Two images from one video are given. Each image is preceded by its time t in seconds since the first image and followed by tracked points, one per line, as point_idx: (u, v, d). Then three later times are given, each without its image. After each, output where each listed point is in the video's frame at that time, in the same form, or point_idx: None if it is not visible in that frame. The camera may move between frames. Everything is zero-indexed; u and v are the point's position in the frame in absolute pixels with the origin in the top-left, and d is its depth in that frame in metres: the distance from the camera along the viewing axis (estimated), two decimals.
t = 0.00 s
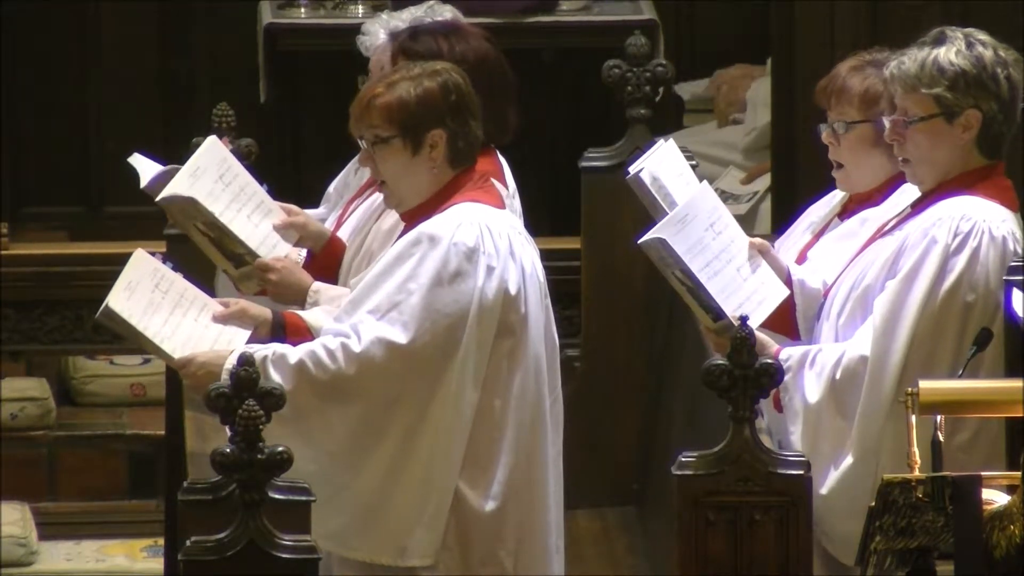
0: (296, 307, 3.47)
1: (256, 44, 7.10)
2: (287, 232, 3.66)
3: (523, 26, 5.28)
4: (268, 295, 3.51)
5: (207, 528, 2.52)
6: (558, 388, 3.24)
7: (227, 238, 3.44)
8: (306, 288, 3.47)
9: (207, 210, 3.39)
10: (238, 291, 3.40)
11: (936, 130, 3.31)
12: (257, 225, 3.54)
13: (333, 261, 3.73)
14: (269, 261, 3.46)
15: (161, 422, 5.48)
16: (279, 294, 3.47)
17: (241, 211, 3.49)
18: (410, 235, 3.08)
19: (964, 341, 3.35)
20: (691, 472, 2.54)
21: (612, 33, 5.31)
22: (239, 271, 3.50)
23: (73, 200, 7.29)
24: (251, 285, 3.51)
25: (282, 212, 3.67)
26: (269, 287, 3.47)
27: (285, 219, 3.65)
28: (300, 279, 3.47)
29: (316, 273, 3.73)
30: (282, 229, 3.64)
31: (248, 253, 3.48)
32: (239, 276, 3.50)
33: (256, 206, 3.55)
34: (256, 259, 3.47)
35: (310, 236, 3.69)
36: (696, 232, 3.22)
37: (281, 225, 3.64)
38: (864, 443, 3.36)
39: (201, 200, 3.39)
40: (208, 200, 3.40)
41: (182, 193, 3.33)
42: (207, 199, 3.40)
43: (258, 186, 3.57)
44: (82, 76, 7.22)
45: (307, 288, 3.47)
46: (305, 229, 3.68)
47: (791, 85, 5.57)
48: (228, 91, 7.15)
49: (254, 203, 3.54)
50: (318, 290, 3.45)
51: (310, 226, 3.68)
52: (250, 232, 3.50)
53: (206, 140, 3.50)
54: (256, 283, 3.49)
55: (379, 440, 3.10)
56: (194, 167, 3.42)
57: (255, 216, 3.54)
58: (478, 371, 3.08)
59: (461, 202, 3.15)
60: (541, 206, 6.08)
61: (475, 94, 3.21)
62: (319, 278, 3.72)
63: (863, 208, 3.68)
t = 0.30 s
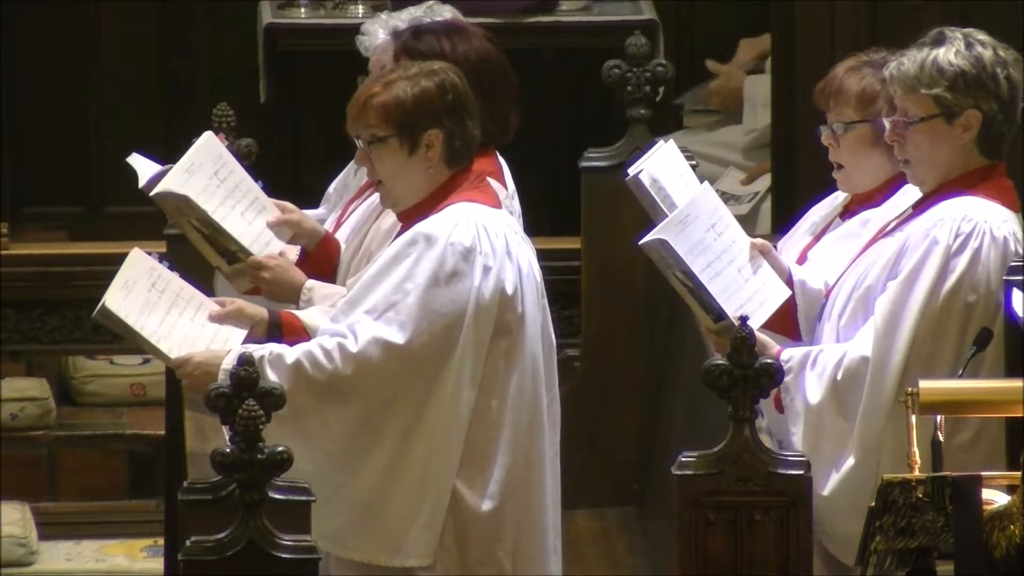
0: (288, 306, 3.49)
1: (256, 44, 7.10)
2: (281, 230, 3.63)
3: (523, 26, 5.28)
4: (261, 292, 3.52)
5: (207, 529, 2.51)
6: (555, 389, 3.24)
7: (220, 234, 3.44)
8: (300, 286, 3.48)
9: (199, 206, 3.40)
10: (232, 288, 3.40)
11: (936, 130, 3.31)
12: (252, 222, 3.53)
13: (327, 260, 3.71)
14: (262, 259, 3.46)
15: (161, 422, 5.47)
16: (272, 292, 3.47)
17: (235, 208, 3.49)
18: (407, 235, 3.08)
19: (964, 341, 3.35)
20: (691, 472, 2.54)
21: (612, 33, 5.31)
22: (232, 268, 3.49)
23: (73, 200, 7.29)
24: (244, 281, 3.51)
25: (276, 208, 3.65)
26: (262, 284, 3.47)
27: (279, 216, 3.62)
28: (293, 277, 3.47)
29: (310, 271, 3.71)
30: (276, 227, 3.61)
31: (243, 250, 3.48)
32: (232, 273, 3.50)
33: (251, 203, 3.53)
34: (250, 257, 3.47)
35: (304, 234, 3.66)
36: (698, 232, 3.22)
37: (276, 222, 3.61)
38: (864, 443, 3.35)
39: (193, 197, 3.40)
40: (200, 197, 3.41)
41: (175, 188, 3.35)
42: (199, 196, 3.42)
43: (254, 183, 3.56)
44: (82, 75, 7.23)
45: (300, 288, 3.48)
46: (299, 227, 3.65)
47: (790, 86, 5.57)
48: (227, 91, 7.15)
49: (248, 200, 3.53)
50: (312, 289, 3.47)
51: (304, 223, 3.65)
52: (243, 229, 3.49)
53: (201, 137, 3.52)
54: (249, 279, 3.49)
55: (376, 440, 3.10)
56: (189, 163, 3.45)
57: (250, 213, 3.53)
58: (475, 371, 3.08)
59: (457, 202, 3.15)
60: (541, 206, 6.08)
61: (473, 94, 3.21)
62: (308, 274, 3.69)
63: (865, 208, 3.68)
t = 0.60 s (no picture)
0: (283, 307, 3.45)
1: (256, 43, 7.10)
2: (276, 230, 3.63)
3: (523, 26, 5.28)
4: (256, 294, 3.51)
5: (204, 529, 2.55)
6: (553, 388, 3.24)
7: (214, 235, 3.45)
8: (293, 287, 3.45)
9: (193, 207, 3.41)
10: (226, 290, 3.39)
11: (935, 130, 3.31)
12: (248, 222, 3.54)
13: (323, 261, 3.67)
14: (256, 260, 3.45)
15: (161, 423, 5.52)
16: (267, 293, 3.46)
17: (230, 209, 3.51)
18: (405, 236, 3.07)
19: (964, 341, 3.36)
20: (691, 472, 2.54)
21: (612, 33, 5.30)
22: (226, 269, 3.50)
23: (73, 200, 7.30)
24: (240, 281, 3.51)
25: (272, 208, 3.65)
26: (257, 286, 3.46)
27: (275, 217, 3.63)
28: (288, 277, 3.45)
29: (305, 272, 3.66)
30: (271, 228, 3.62)
31: (237, 252, 3.48)
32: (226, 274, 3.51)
33: (246, 204, 3.55)
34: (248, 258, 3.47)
35: (300, 236, 3.63)
36: (699, 233, 3.21)
37: (270, 223, 3.62)
38: (865, 444, 3.35)
39: (189, 198, 3.41)
40: (196, 198, 3.42)
41: (170, 189, 3.37)
42: (194, 197, 3.43)
43: (249, 183, 3.57)
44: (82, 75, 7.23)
45: (293, 288, 3.44)
46: (295, 228, 3.63)
47: (789, 85, 5.57)
48: (227, 91, 7.15)
49: (244, 200, 3.55)
50: (306, 289, 3.41)
51: (300, 224, 3.63)
52: (239, 229, 3.51)
53: (197, 137, 3.53)
54: (244, 279, 3.49)
55: (375, 440, 3.09)
56: (184, 164, 3.45)
57: (246, 213, 3.54)
58: (473, 371, 3.08)
59: (455, 203, 3.16)
60: (541, 206, 6.08)
61: (466, 93, 3.21)
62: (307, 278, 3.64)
63: (868, 208, 3.69)
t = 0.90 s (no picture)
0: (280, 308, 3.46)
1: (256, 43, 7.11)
2: (275, 230, 3.63)
3: (523, 26, 5.29)
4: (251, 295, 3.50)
5: (207, 528, 2.54)
6: (551, 389, 3.24)
7: (210, 236, 3.44)
8: (289, 289, 3.46)
9: (189, 209, 3.42)
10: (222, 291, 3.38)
11: (934, 130, 3.32)
12: (246, 223, 3.54)
13: (320, 262, 3.67)
14: (252, 261, 3.44)
15: (161, 423, 5.48)
16: (263, 293, 3.45)
17: (228, 208, 3.50)
18: (402, 237, 3.08)
19: (964, 341, 3.35)
20: (691, 472, 2.53)
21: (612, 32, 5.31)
22: (223, 269, 3.48)
23: (73, 200, 7.32)
24: (236, 282, 3.49)
25: (271, 209, 3.65)
26: (253, 287, 3.45)
27: (273, 217, 3.62)
28: (283, 278, 3.45)
29: (303, 273, 3.66)
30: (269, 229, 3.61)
31: (232, 253, 3.47)
32: (223, 275, 3.48)
33: (244, 204, 3.55)
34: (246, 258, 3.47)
35: (298, 235, 3.63)
36: (698, 234, 3.22)
37: (269, 223, 3.61)
38: (865, 444, 3.35)
39: (185, 196, 3.42)
40: (193, 197, 3.43)
41: (167, 190, 3.37)
42: (190, 198, 3.43)
43: (247, 183, 3.58)
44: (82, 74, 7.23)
45: (291, 288, 3.45)
46: (293, 228, 3.63)
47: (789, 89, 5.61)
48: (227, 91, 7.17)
49: (242, 200, 3.55)
50: (301, 292, 3.42)
51: (297, 224, 3.63)
52: (236, 230, 3.50)
53: (197, 137, 3.53)
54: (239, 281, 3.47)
55: (373, 441, 3.09)
56: (182, 163, 3.46)
57: (243, 214, 3.54)
58: (472, 371, 3.08)
59: (452, 203, 3.16)
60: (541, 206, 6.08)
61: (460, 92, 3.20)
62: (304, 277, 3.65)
63: (871, 207, 3.69)
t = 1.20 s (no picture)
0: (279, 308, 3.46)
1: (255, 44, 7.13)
2: (275, 230, 3.63)
3: (524, 26, 5.29)
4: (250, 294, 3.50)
5: (207, 528, 2.54)
6: (549, 389, 3.24)
7: (210, 234, 3.44)
8: (289, 289, 3.46)
9: (189, 208, 3.42)
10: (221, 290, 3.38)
11: (931, 130, 3.32)
12: (246, 222, 3.54)
13: (320, 262, 3.66)
14: (251, 260, 3.44)
15: (161, 423, 5.48)
16: (263, 293, 3.46)
17: (229, 207, 3.50)
18: (398, 238, 3.07)
19: (964, 341, 3.35)
20: (692, 472, 2.53)
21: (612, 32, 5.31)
22: (223, 267, 3.48)
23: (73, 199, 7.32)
24: (236, 281, 3.49)
25: (272, 208, 3.64)
26: (252, 286, 3.46)
27: (274, 216, 3.61)
28: (283, 278, 3.46)
29: (302, 273, 3.65)
30: (270, 228, 3.61)
31: (231, 252, 3.47)
32: (224, 272, 3.49)
33: (244, 203, 3.55)
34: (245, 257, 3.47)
35: (299, 235, 3.63)
36: (695, 235, 3.21)
37: (269, 223, 3.61)
38: (864, 444, 3.35)
39: (185, 194, 3.42)
40: (194, 195, 3.43)
41: (168, 188, 3.37)
42: (191, 196, 3.43)
43: (249, 182, 3.57)
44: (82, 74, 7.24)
45: (291, 288, 3.45)
46: (294, 228, 3.63)
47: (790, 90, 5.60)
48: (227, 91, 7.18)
49: (243, 199, 3.55)
50: (300, 292, 3.42)
51: (298, 224, 3.63)
52: (236, 228, 3.50)
53: (198, 135, 3.53)
54: (239, 280, 3.48)
55: (372, 441, 3.09)
56: (182, 162, 3.46)
57: (244, 212, 3.54)
58: (469, 372, 3.08)
59: (448, 203, 3.16)
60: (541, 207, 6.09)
61: (454, 94, 3.19)
62: (305, 277, 3.65)
63: (872, 208, 3.70)
